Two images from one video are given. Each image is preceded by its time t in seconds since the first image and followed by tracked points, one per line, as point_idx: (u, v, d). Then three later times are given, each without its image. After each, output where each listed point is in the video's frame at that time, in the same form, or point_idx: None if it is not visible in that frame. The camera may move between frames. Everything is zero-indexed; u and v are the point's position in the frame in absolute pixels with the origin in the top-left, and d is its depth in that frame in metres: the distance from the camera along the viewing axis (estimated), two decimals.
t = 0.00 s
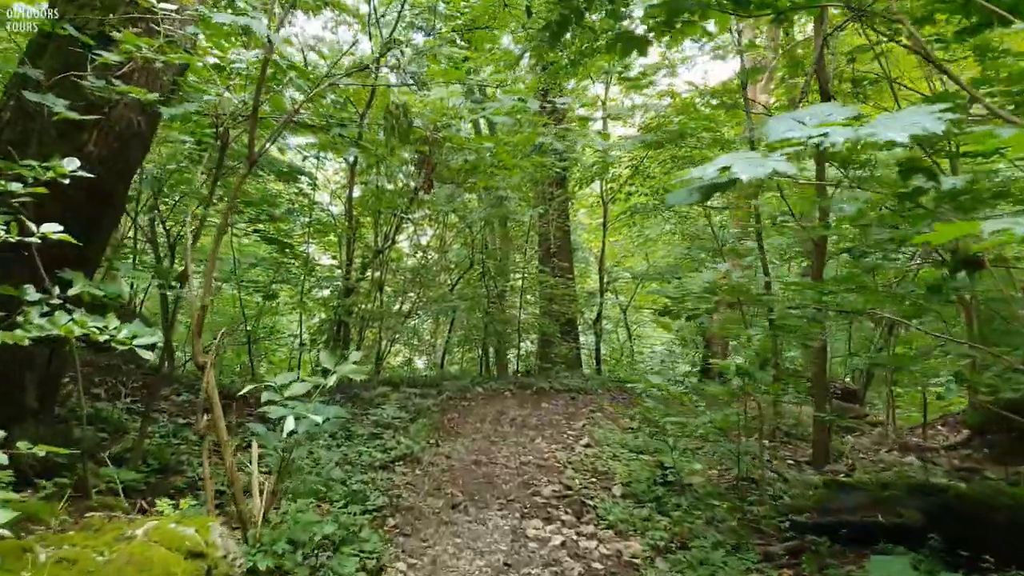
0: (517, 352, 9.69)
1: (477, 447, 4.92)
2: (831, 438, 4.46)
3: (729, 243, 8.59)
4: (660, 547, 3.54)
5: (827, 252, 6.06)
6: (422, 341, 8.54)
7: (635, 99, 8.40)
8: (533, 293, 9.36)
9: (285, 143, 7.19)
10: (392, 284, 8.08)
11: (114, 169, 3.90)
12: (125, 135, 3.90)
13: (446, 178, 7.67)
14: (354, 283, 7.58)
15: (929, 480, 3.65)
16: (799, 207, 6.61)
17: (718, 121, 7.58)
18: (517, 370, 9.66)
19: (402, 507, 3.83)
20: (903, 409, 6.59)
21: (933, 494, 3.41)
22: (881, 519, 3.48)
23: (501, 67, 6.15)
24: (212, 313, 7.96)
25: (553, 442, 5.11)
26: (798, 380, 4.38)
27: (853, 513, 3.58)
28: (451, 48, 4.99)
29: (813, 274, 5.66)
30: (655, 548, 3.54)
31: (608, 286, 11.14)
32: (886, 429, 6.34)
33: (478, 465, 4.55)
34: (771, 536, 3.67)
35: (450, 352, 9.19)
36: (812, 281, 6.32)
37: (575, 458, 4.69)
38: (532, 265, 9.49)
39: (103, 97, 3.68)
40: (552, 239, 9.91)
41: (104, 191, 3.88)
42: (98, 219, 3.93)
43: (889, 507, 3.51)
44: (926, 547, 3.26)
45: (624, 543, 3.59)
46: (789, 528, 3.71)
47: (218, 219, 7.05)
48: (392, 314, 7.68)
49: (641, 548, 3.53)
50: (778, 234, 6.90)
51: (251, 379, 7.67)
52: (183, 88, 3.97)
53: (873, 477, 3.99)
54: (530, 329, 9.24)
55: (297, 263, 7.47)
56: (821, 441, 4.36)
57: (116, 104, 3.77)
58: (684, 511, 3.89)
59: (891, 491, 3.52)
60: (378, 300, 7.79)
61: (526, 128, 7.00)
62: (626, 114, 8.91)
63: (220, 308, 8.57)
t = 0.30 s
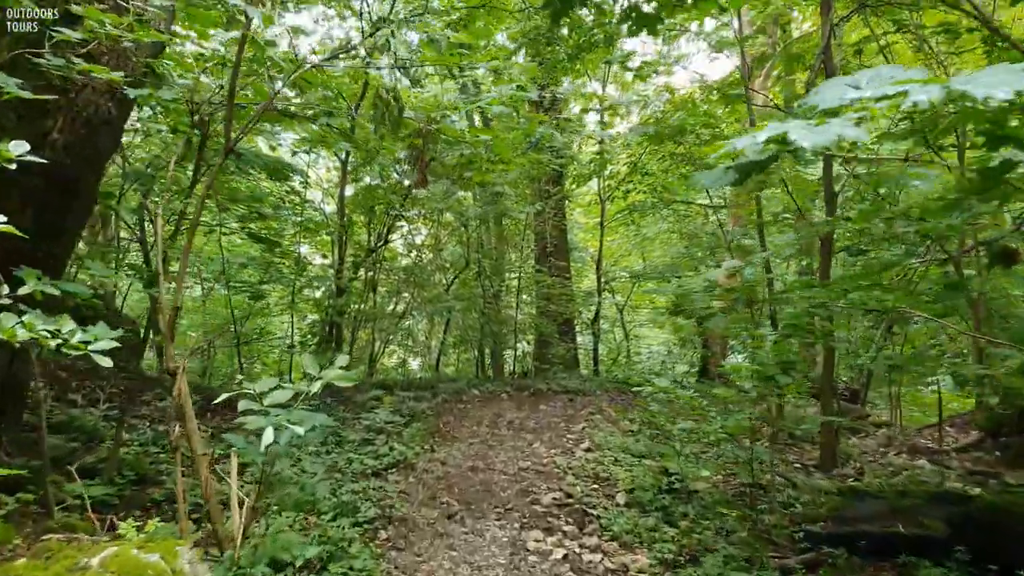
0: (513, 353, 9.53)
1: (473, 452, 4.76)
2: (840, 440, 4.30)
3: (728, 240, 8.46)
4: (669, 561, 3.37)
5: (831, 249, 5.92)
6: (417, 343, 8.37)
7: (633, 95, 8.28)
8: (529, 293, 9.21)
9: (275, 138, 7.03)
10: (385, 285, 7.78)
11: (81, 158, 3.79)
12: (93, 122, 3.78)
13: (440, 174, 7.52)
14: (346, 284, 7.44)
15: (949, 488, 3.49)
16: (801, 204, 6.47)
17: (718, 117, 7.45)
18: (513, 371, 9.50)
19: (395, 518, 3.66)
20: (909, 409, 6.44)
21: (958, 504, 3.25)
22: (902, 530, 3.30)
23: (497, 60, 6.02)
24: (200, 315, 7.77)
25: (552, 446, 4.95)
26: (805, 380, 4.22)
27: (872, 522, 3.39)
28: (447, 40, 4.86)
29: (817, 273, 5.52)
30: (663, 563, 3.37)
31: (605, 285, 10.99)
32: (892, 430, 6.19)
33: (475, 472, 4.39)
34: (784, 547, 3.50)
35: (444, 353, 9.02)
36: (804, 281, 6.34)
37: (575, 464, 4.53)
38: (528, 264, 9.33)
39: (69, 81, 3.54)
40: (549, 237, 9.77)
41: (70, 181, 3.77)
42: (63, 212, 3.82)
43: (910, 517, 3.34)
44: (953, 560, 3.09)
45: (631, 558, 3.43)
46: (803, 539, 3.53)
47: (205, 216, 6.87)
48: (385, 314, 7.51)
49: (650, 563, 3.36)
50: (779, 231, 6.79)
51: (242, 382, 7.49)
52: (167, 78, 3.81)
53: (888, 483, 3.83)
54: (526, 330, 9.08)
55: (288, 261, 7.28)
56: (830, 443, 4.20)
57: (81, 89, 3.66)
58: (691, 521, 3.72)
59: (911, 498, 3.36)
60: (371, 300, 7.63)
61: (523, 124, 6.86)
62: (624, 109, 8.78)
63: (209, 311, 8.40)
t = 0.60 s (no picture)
0: (509, 352, 9.36)
1: (466, 454, 4.59)
2: (850, 439, 4.13)
3: (727, 236, 8.31)
4: (673, 571, 3.18)
5: (835, 244, 5.76)
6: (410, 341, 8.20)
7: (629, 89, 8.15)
8: (524, 291, 9.04)
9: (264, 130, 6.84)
10: (378, 281, 7.74)
11: (37, 138, 3.71)
12: (48, 97, 3.70)
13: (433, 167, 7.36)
14: (335, 281, 7.20)
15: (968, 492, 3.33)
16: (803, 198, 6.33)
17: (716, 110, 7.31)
18: (509, 371, 9.32)
19: (382, 525, 3.49)
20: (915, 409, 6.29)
21: (987, 512, 3.18)
22: (926, 538, 3.21)
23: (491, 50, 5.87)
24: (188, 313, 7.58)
25: (549, 447, 4.78)
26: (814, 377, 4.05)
27: (894, 531, 3.30)
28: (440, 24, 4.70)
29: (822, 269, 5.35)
30: (666, 573, 3.17)
31: (602, 283, 10.83)
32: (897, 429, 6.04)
33: (468, 475, 4.22)
34: (797, 553, 3.32)
35: (438, 352, 8.84)
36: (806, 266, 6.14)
37: (571, 466, 4.36)
38: (523, 261, 9.17)
39: (20, 51, 3.52)
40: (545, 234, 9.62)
41: (24, 159, 3.68)
42: (21, 192, 3.73)
43: (936, 523, 3.27)
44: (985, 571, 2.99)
45: (633, 567, 3.23)
46: (819, 548, 3.35)
47: (191, 209, 6.66)
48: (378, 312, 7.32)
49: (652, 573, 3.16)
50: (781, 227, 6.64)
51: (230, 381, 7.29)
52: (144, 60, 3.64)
53: (901, 487, 3.67)
54: (522, 328, 8.92)
55: (278, 256, 7.07)
56: (840, 443, 4.03)
57: (34, 62, 3.61)
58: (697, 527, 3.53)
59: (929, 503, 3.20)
60: (363, 298, 7.45)
61: (518, 116, 6.71)
62: (620, 103, 8.65)
63: (197, 309, 8.22)
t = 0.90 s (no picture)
0: (506, 353, 9.20)
1: (463, 461, 4.41)
2: (863, 445, 3.96)
3: (729, 235, 8.18)
4: None
5: (842, 242, 5.61)
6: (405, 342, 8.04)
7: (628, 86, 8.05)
8: (522, 291, 8.89)
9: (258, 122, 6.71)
10: (372, 282, 7.39)
11: None
12: None
13: (429, 164, 7.22)
14: (329, 282, 6.81)
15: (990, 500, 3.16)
16: (805, 196, 6.19)
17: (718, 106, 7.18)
18: (506, 372, 9.16)
19: (373, 540, 3.32)
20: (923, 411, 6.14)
21: (1015, 526, 3.00)
22: (952, 556, 3.00)
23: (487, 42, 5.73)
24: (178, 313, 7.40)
25: (548, 454, 4.62)
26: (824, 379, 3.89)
27: (918, 546, 3.10)
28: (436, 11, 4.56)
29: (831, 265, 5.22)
30: None
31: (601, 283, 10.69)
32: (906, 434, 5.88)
33: (464, 484, 4.06)
34: (810, 570, 3.16)
35: (435, 353, 8.68)
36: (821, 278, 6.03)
37: (572, 473, 4.20)
38: (521, 260, 9.02)
39: None
40: (542, 233, 9.48)
41: None
42: None
43: (962, 541, 3.06)
44: None
45: None
46: (834, 564, 3.18)
47: (183, 200, 6.48)
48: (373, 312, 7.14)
49: None
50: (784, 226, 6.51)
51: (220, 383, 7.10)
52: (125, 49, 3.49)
53: (916, 495, 3.50)
54: (519, 329, 8.77)
55: (270, 253, 6.90)
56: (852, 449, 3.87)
57: None
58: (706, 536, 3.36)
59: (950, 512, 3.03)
60: (358, 298, 7.30)
61: (514, 110, 6.57)
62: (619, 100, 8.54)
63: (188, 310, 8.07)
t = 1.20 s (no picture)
0: (503, 354, 9.04)
1: (460, 467, 4.26)
2: (877, 446, 3.82)
3: (730, 232, 8.04)
4: None
5: (845, 240, 5.49)
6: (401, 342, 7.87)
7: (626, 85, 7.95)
8: (520, 290, 8.73)
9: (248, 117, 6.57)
10: (366, 280, 7.28)
11: None
12: None
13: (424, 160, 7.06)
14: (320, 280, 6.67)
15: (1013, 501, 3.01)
16: (809, 193, 6.06)
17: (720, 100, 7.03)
18: (504, 373, 9.00)
19: (366, 554, 3.16)
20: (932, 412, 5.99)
21: None
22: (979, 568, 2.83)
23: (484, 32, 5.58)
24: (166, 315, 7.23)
25: (550, 458, 4.46)
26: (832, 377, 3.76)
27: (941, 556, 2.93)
28: None
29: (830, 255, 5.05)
30: None
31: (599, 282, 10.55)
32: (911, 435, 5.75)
33: (462, 491, 3.90)
34: None
35: (430, 355, 8.51)
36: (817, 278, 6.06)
37: (574, 479, 4.05)
38: (518, 258, 8.87)
39: None
40: (540, 232, 9.33)
41: None
42: None
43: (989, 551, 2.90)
44: None
45: None
46: None
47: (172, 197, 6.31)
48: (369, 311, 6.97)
49: None
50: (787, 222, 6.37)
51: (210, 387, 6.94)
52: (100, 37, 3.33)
53: (934, 498, 3.35)
54: (517, 329, 8.61)
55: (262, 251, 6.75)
56: (864, 458, 3.73)
57: None
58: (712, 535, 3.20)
59: (970, 515, 2.87)
60: (351, 298, 7.12)
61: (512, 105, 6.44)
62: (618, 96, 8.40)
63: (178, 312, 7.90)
